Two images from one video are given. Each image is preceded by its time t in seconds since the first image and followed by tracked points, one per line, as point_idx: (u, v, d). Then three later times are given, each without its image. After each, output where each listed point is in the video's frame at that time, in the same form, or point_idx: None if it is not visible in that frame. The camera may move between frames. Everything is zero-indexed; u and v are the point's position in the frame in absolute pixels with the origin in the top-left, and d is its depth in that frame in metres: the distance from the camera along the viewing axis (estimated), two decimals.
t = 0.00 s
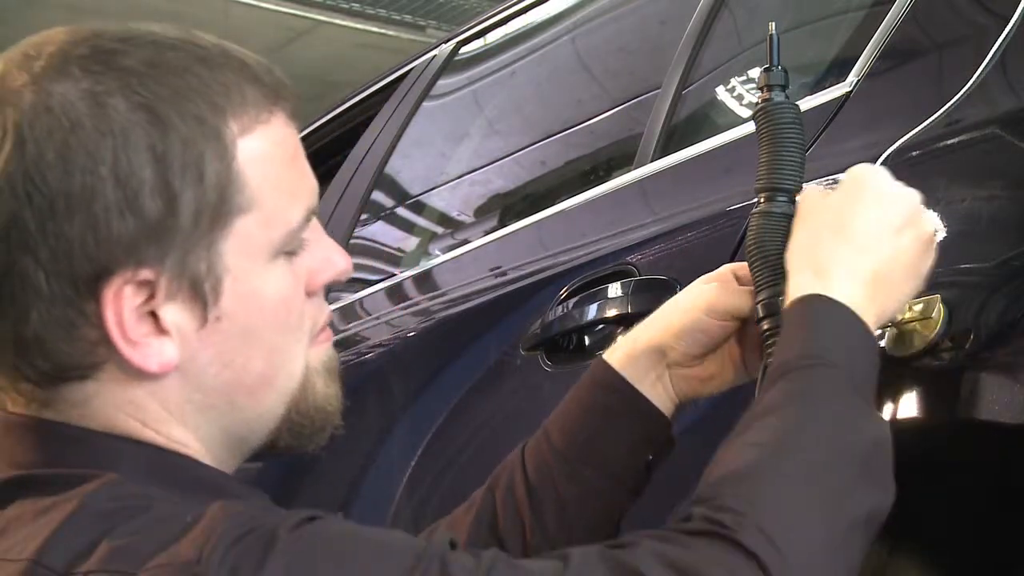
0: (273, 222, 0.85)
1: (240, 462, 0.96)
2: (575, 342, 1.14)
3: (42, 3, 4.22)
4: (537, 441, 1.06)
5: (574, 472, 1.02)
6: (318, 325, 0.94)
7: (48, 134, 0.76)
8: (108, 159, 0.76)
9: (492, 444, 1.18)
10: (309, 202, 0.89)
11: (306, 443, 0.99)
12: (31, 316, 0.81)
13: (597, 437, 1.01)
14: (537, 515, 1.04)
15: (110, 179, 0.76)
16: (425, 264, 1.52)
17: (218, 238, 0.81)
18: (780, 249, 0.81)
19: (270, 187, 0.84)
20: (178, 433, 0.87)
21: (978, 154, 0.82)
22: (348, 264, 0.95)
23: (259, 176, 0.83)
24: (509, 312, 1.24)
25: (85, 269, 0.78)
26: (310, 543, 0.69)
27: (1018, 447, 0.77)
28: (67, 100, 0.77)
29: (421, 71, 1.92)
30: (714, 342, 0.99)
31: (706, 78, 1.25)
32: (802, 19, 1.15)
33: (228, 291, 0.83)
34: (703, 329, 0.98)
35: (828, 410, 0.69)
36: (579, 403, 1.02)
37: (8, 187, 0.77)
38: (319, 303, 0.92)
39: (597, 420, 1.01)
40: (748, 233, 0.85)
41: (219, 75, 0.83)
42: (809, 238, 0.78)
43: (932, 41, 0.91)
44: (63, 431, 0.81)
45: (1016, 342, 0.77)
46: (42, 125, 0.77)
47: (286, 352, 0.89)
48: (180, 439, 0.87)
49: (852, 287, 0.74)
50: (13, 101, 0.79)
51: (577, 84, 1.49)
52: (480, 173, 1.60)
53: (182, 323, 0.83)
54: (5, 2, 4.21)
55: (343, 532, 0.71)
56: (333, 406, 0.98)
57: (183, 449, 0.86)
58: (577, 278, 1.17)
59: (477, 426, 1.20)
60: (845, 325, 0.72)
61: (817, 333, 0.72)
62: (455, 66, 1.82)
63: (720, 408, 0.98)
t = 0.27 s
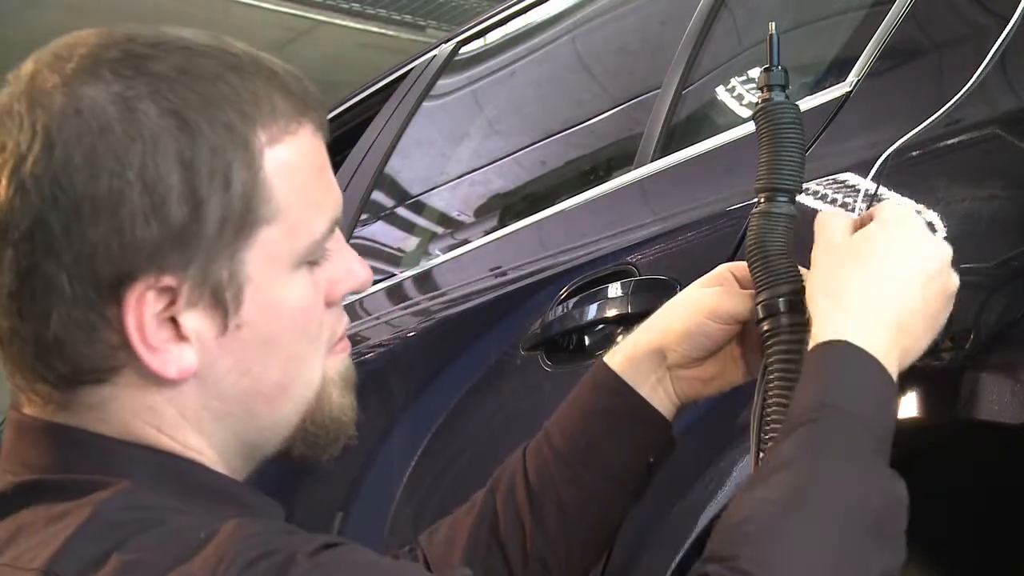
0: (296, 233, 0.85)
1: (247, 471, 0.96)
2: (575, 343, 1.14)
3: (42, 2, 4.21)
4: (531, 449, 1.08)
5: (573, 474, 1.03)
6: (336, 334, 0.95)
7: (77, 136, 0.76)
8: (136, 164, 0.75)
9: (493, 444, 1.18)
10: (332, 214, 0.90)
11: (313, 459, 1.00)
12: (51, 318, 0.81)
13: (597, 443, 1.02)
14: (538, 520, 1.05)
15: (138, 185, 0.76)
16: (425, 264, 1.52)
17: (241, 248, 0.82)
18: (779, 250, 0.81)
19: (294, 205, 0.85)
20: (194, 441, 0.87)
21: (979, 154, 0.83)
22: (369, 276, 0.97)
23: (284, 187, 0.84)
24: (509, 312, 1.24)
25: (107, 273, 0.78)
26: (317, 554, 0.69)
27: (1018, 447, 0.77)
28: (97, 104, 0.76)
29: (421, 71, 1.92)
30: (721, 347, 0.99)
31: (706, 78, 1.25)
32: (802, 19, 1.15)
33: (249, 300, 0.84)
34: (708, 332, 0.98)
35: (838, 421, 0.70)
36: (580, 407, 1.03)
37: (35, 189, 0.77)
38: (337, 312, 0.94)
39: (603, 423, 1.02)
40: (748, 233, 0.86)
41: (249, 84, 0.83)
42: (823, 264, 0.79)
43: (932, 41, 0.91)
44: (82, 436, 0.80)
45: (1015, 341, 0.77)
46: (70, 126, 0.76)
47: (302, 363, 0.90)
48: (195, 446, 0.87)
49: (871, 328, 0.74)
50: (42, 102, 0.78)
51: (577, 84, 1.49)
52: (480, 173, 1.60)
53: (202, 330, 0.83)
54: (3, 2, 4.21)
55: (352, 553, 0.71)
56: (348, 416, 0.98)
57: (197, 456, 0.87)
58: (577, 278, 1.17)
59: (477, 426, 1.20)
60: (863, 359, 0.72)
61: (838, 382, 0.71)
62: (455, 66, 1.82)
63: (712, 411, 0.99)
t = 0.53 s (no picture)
0: (294, 240, 0.85)
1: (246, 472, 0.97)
2: (574, 342, 1.14)
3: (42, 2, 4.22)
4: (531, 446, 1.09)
5: (571, 473, 1.04)
6: (334, 341, 0.94)
7: (76, 141, 0.76)
8: (134, 171, 0.76)
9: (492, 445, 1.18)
10: (332, 222, 0.89)
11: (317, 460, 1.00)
12: (48, 321, 0.82)
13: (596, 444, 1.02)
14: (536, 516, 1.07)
15: (134, 193, 0.76)
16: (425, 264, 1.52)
17: (238, 256, 0.82)
18: (779, 250, 0.81)
19: (294, 214, 0.85)
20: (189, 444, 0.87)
21: (978, 154, 0.82)
22: (367, 283, 0.96)
23: (284, 195, 0.84)
24: (509, 312, 1.24)
25: (103, 278, 0.79)
26: (310, 552, 0.69)
27: (1018, 447, 0.77)
28: (99, 109, 0.77)
29: (421, 71, 1.92)
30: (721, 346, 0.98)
31: (706, 78, 1.25)
32: (802, 19, 1.15)
33: (245, 306, 0.83)
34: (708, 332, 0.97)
35: (833, 418, 0.71)
36: (580, 406, 1.03)
37: (34, 193, 0.78)
38: (336, 319, 0.93)
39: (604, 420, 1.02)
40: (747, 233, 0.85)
41: (252, 93, 0.83)
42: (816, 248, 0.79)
43: (933, 41, 0.91)
44: (72, 436, 0.81)
45: (1015, 343, 0.76)
46: (70, 132, 0.76)
47: (299, 370, 0.89)
48: (190, 449, 0.87)
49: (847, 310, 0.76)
50: (43, 106, 0.79)
51: (577, 84, 1.49)
52: (480, 173, 1.60)
53: (196, 335, 0.83)
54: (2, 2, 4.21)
55: (345, 548, 0.71)
56: (341, 422, 0.98)
57: (192, 458, 0.87)
58: (577, 278, 1.17)
59: (477, 426, 1.20)
60: (856, 353, 0.73)
61: (820, 351, 0.73)
62: (455, 66, 1.82)
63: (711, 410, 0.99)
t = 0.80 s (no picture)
0: (301, 247, 0.84)
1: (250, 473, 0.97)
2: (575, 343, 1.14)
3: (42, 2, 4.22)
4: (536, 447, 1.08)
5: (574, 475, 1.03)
6: (339, 348, 0.94)
7: (85, 141, 0.76)
8: (140, 172, 0.76)
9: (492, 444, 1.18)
10: (340, 231, 0.88)
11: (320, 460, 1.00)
12: (52, 317, 0.82)
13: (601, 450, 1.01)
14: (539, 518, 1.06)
15: (140, 193, 0.76)
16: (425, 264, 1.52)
17: (243, 261, 0.81)
18: (780, 250, 0.81)
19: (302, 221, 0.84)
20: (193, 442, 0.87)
21: (978, 154, 0.82)
22: (375, 290, 0.95)
23: (291, 202, 0.83)
24: (509, 312, 1.24)
25: (108, 278, 0.78)
26: (308, 541, 0.69)
27: (1018, 447, 0.77)
28: (108, 109, 0.77)
29: (421, 71, 1.92)
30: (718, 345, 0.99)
31: (706, 78, 1.25)
32: (802, 19, 1.15)
33: (249, 311, 0.83)
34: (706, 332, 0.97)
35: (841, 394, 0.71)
36: (582, 408, 1.03)
37: (43, 190, 0.78)
38: (341, 326, 0.93)
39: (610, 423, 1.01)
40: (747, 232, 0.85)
41: (264, 98, 0.83)
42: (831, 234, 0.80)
43: (933, 41, 0.91)
44: (78, 432, 0.81)
45: (1014, 342, 0.76)
46: (80, 131, 0.77)
47: (301, 377, 0.89)
48: (193, 447, 0.87)
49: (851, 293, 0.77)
50: (55, 105, 0.79)
51: (578, 84, 1.49)
52: (480, 173, 1.60)
53: (199, 337, 0.83)
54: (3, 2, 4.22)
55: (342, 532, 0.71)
56: (345, 430, 0.99)
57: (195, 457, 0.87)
58: (577, 278, 1.17)
59: (477, 426, 1.20)
60: (863, 342, 0.74)
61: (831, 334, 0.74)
62: (456, 66, 1.82)
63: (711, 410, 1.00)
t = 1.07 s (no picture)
0: (323, 253, 0.85)
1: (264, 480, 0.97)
2: (575, 343, 1.14)
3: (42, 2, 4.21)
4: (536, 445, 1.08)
5: (574, 474, 1.03)
6: (356, 356, 0.95)
7: (116, 139, 0.76)
8: (170, 172, 0.76)
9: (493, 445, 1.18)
10: (362, 237, 0.90)
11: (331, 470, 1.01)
12: (74, 314, 0.81)
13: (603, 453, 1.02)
14: (539, 515, 1.06)
15: (170, 194, 0.76)
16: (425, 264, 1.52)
17: (266, 265, 0.82)
18: (781, 251, 0.81)
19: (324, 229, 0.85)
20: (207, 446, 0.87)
21: (977, 154, 0.82)
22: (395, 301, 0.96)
23: (317, 208, 0.84)
24: (509, 312, 1.24)
25: (132, 277, 0.78)
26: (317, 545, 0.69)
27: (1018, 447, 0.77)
28: (141, 110, 0.76)
29: (421, 71, 1.92)
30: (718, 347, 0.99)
31: (706, 78, 1.25)
32: (802, 19, 1.15)
33: (269, 315, 0.84)
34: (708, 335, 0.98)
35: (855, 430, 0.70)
36: (582, 405, 1.03)
37: (71, 186, 0.77)
38: (359, 335, 0.94)
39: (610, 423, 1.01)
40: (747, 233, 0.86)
41: (294, 106, 0.84)
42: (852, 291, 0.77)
43: (933, 41, 0.91)
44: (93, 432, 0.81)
45: (1016, 342, 0.76)
46: (111, 130, 0.76)
47: (318, 382, 0.90)
48: (209, 450, 0.87)
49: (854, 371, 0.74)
50: (87, 102, 0.78)
51: (578, 84, 1.49)
52: (480, 173, 1.60)
53: (219, 339, 0.83)
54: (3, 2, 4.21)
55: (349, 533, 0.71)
56: (359, 437, 0.99)
57: (211, 459, 0.87)
58: (577, 278, 1.17)
59: (478, 426, 1.20)
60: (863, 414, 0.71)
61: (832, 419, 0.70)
62: (455, 66, 1.82)
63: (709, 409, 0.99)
